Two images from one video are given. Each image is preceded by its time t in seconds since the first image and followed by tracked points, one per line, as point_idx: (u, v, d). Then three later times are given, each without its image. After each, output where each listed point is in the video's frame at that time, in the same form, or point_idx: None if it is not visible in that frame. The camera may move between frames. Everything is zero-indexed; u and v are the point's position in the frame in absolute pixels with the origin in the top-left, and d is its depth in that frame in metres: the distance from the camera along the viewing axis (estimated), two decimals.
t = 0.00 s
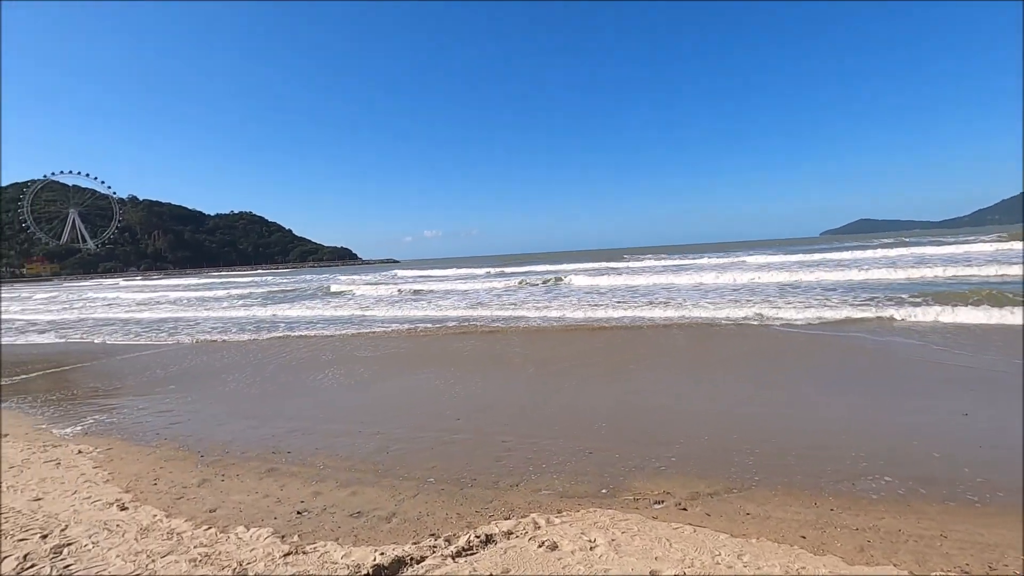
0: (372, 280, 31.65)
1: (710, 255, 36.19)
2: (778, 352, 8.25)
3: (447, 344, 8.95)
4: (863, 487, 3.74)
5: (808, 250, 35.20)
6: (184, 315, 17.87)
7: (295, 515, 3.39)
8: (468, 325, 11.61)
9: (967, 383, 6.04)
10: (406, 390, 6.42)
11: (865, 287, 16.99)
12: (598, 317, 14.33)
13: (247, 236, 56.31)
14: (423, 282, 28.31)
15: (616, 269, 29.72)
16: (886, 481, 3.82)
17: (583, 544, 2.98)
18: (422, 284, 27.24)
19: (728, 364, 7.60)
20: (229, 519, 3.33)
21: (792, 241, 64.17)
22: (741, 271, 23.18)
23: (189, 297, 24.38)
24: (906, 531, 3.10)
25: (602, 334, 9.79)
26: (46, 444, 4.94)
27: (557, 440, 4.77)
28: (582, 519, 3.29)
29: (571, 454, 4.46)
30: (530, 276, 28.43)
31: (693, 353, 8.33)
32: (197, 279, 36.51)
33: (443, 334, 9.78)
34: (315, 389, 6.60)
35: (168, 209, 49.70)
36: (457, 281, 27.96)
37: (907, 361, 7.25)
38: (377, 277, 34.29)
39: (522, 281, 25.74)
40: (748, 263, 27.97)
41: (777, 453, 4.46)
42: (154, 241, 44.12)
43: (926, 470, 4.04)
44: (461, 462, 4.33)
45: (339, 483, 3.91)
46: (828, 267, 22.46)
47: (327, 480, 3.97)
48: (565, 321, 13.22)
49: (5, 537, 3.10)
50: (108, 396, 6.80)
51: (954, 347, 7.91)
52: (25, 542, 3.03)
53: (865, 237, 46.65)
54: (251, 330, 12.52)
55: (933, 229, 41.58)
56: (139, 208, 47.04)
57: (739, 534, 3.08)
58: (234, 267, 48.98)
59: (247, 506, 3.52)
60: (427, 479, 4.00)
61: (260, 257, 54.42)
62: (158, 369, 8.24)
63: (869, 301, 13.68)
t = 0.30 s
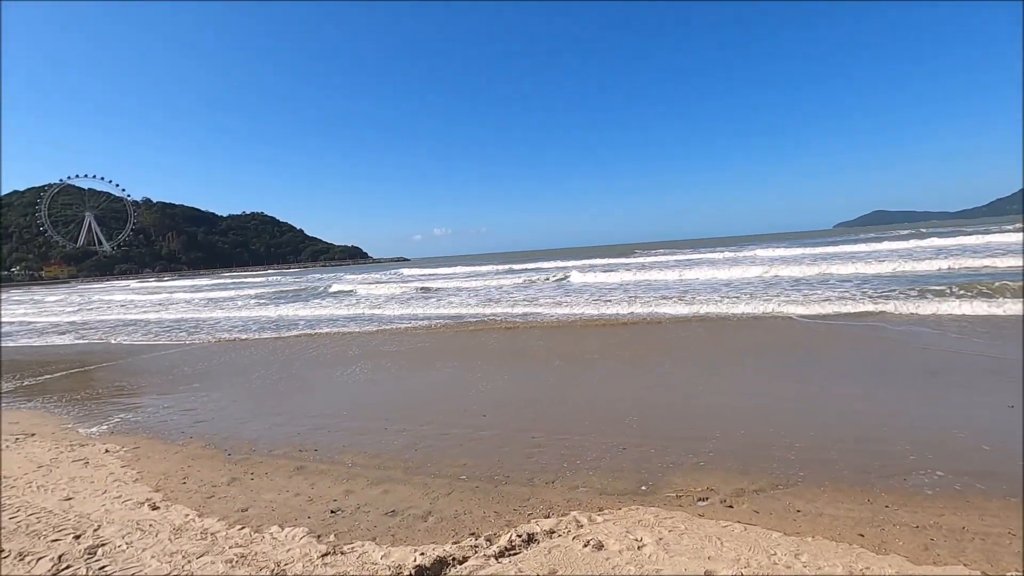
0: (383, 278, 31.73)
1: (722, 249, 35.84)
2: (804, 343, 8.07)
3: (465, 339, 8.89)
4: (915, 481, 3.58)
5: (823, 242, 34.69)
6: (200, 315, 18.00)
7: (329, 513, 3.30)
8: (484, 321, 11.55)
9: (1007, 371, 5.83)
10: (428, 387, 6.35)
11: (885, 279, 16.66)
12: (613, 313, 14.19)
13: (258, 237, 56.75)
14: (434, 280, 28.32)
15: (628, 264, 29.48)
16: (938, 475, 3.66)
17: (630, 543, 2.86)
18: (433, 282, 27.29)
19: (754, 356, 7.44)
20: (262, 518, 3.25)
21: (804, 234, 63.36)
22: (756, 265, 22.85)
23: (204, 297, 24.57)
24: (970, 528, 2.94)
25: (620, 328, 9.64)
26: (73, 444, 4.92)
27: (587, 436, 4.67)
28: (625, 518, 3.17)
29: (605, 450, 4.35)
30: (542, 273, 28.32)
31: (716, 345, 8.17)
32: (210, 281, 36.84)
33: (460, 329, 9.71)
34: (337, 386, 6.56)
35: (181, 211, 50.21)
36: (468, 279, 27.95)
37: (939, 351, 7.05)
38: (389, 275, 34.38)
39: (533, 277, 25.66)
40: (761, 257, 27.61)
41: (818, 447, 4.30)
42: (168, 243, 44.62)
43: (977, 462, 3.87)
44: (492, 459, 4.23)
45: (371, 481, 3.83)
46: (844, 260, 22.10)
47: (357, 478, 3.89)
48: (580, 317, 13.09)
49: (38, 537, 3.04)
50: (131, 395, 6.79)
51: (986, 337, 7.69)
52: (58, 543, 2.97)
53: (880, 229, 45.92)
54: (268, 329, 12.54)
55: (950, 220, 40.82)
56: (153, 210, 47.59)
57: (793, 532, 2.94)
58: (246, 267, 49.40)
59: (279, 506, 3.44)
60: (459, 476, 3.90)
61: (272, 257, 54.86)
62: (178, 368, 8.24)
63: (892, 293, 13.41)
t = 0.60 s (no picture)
0: (390, 278, 31.68)
1: (728, 245, 35.55)
2: (825, 339, 7.91)
3: (478, 337, 8.79)
4: (963, 482, 3.44)
5: (831, 237, 34.37)
6: (209, 316, 17.99)
7: (355, 519, 3.19)
8: (495, 319, 11.45)
9: None
10: (445, 386, 6.25)
11: (900, 273, 16.43)
12: (624, 310, 14.05)
13: (264, 237, 56.83)
14: (440, 279, 28.26)
15: (635, 261, 29.32)
16: (986, 475, 3.51)
17: (674, 550, 2.73)
18: (439, 280, 27.18)
19: (774, 353, 7.30)
20: (287, 523, 3.15)
21: (811, 228, 62.85)
22: (765, 261, 22.63)
23: (211, 297, 24.59)
24: None
25: (636, 326, 9.50)
26: (90, 446, 4.84)
27: (614, 436, 4.54)
28: (664, 523, 3.05)
29: (633, 451, 4.23)
30: (548, 271, 28.21)
31: (734, 342, 8.03)
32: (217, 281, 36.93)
33: (472, 327, 9.62)
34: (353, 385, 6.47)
35: (187, 212, 50.32)
36: (475, 277, 27.85)
37: (965, 346, 6.89)
38: (395, 274, 34.36)
39: (540, 275, 25.54)
40: (770, 252, 27.33)
41: (854, 446, 4.17)
42: (175, 244, 44.76)
43: None
44: (518, 460, 4.11)
45: (396, 483, 3.72)
46: (854, 255, 21.84)
47: (381, 480, 3.78)
48: (590, 314, 12.96)
49: (58, 545, 2.96)
50: (146, 396, 6.73)
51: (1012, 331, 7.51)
52: (80, 551, 2.88)
53: (888, 223, 45.47)
54: (278, 329, 12.48)
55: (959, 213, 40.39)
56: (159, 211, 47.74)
57: (843, 537, 2.80)
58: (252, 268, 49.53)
59: (304, 510, 3.33)
60: (486, 478, 3.79)
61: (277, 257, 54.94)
62: (191, 368, 8.18)
63: (907, 288, 13.21)
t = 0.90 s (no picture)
0: (396, 275, 31.64)
1: (735, 241, 35.34)
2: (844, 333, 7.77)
3: (490, 333, 8.71)
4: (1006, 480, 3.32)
5: (840, 232, 34.07)
6: (217, 314, 18.00)
7: (380, 519, 3.12)
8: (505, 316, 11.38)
9: None
10: (461, 383, 6.17)
11: (912, 268, 16.23)
12: (633, 306, 13.94)
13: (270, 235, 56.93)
14: (446, 276, 28.20)
15: (641, 258, 29.15)
16: None
17: (711, 552, 2.64)
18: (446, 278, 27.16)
19: (793, 347, 7.18)
20: (311, 524, 3.08)
21: (819, 223, 62.38)
22: (774, 256, 22.43)
23: (219, 296, 24.63)
24: None
25: (650, 321, 9.38)
26: (106, 445, 4.79)
27: (638, 433, 4.45)
28: (698, 522, 2.95)
29: (658, 448, 4.14)
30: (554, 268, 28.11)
31: (750, 337, 7.92)
32: (224, 280, 37.03)
33: (483, 323, 9.55)
34: (367, 382, 6.40)
35: (193, 211, 50.47)
36: (481, 274, 27.78)
37: (989, 340, 6.74)
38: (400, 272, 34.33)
39: (546, 272, 25.43)
40: (779, 248, 27.09)
41: (885, 441, 4.06)
42: (181, 243, 44.91)
43: None
44: (540, 457, 4.03)
45: (418, 482, 3.64)
46: (865, 249, 21.61)
47: (402, 480, 3.70)
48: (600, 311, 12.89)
49: (80, 546, 2.90)
50: (159, 394, 6.69)
51: None
52: (102, 553, 2.82)
53: (897, 217, 45.00)
54: (287, 327, 12.46)
55: (969, 208, 39.96)
56: (166, 210, 47.90)
57: (887, 539, 2.70)
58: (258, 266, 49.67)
59: (326, 510, 3.26)
60: (509, 477, 3.70)
61: (283, 256, 55.04)
62: (202, 366, 8.15)
63: (921, 282, 13.03)
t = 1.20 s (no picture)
0: (403, 274, 31.68)
1: (743, 238, 35.09)
2: (863, 331, 7.65)
3: (502, 331, 8.65)
4: None
5: (849, 228, 33.82)
6: (226, 315, 18.03)
7: (406, 523, 3.05)
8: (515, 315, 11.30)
9: None
10: (476, 383, 6.10)
11: (926, 265, 16.03)
12: (644, 305, 13.83)
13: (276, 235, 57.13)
14: (453, 276, 28.15)
15: (649, 256, 29.01)
16: None
17: (751, 557, 2.56)
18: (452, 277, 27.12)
19: (812, 345, 7.06)
20: (336, 528, 3.02)
21: (827, 220, 61.98)
22: (783, 254, 22.21)
23: (227, 297, 24.69)
24: None
25: (663, 320, 9.28)
26: (123, 447, 4.76)
27: (662, 435, 4.37)
28: (734, 526, 2.87)
29: (684, 449, 4.06)
30: (561, 267, 27.99)
31: (768, 335, 7.81)
32: (231, 280, 37.17)
33: (494, 321, 9.49)
34: (382, 382, 6.35)
35: (200, 212, 50.70)
36: (488, 274, 27.71)
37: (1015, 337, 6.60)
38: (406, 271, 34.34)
39: (553, 271, 25.32)
40: (788, 245, 26.89)
41: (918, 442, 3.96)
42: (188, 244, 45.09)
43: None
44: (564, 459, 3.95)
45: (442, 484, 3.58)
46: (876, 247, 21.36)
47: (425, 482, 3.63)
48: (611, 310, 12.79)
49: (103, 551, 2.85)
50: (174, 394, 6.67)
51: None
52: (125, 558, 2.77)
53: (906, 213, 44.60)
54: (297, 328, 12.44)
55: (979, 204, 39.51)
56: (173, 211, 48.13)
57: (933, 545, 2.61)
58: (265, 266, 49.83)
59: (351, 514, 3.20)
60: (534, 478, 3.63)
61: (289, 256, 55.21)
62: (216, 366, 8.13)
63: (937, 279, 12.85)
